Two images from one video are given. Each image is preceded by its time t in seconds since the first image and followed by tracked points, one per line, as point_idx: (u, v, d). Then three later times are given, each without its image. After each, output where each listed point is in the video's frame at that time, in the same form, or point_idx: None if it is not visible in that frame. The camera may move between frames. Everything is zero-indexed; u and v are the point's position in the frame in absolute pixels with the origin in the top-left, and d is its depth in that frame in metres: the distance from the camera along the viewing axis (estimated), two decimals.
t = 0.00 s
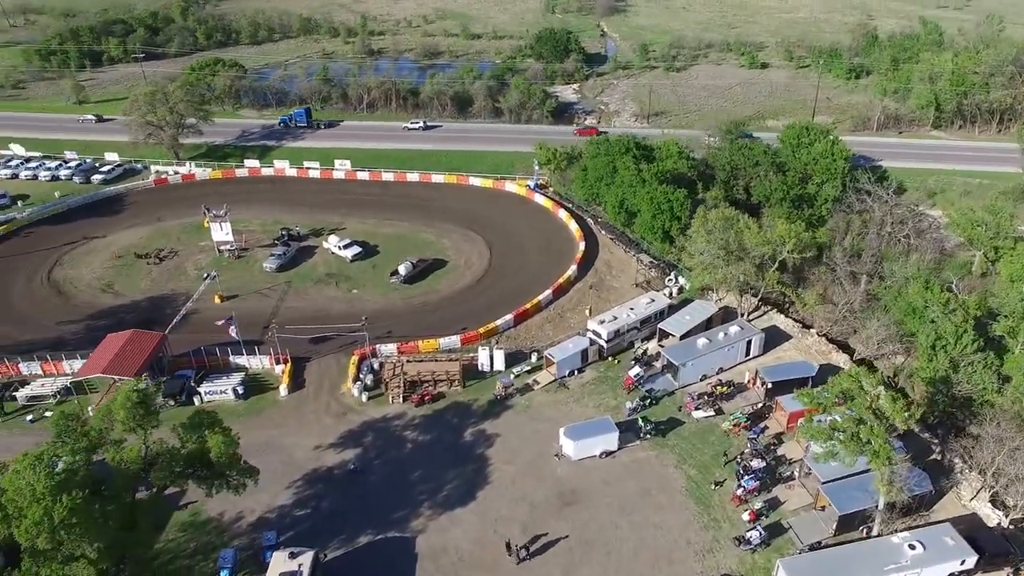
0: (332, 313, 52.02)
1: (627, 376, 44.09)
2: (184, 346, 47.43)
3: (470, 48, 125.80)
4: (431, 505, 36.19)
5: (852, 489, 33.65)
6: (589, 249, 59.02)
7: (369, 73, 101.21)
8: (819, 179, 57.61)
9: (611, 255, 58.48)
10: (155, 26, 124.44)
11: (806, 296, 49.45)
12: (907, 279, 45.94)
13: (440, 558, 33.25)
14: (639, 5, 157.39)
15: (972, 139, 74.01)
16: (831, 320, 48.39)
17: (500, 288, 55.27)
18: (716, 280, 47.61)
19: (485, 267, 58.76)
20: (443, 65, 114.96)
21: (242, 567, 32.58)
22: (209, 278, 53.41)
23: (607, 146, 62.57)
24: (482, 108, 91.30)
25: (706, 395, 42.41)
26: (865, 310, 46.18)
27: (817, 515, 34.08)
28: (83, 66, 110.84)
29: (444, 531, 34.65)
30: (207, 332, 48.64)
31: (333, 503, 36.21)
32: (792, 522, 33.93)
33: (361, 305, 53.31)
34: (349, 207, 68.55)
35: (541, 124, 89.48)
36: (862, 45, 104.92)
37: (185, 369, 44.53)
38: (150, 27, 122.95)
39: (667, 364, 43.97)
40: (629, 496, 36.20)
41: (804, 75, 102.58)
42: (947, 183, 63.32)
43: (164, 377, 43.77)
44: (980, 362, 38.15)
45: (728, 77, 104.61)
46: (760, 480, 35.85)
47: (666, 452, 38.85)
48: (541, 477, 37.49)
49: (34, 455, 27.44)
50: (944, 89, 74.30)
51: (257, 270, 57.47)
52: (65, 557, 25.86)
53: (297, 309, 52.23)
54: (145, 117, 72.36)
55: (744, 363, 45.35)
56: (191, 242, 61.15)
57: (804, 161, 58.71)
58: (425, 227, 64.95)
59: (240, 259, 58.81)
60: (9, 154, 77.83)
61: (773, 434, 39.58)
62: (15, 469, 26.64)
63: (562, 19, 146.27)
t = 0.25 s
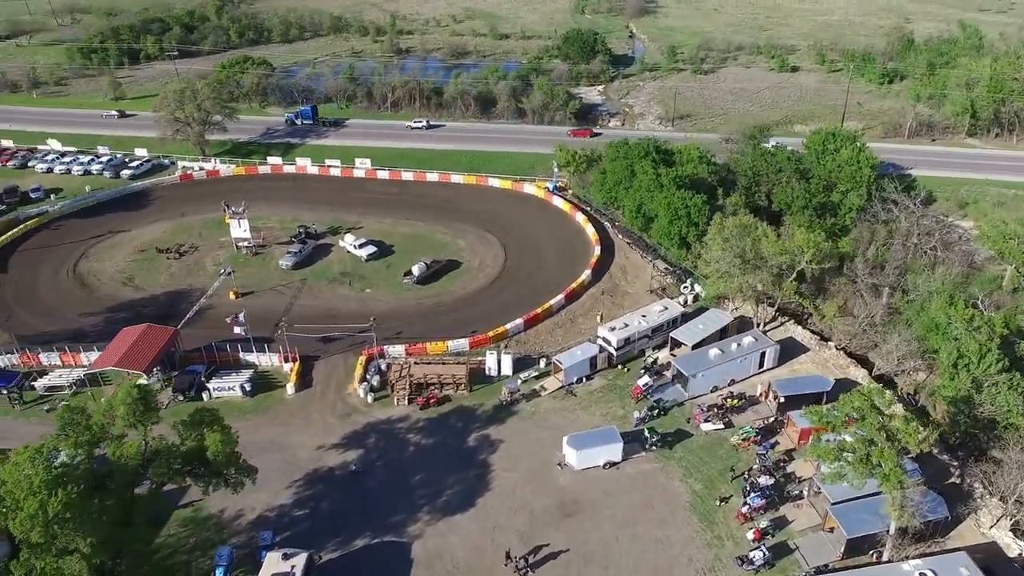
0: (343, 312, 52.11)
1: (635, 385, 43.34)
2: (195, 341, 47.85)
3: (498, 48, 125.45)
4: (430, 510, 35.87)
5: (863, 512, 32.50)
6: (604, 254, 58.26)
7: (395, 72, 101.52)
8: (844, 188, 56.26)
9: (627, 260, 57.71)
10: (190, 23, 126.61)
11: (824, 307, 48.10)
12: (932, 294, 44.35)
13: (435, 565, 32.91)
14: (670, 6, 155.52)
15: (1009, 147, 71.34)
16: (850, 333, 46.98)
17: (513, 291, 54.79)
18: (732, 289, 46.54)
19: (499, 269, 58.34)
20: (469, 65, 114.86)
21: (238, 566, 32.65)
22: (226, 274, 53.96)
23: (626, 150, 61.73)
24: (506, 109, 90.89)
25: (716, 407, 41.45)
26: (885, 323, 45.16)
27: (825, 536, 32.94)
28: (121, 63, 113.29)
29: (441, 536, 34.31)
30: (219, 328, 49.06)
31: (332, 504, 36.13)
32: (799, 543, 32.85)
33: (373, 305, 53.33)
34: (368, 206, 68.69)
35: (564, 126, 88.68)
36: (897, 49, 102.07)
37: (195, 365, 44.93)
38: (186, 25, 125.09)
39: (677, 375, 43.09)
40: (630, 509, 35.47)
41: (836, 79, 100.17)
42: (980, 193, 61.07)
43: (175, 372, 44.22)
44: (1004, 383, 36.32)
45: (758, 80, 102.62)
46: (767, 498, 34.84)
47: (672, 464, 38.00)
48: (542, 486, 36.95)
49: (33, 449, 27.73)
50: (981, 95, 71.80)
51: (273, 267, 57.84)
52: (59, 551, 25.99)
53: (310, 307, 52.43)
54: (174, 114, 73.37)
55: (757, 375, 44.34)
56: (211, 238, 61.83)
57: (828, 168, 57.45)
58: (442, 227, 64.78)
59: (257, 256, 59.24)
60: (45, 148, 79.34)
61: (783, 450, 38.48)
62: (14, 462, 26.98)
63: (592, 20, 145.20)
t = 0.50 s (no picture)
0: (355, 311, 52.17)
1: (644, 395, 42.53)
2: (207, 337, 48.29)
3: (525, 48, 124.83)
4: (429, 515, 35.61)
5: (871, 536, 31.38)
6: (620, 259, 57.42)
7: (420, 71, 101.59)
8: (870, 197, 55.01)
9: (643, 266, 56.82)
10: (223, 21, 128.28)
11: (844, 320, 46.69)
12: (957, 309, 42.69)
13: (431, 571, 32.62)
14: (702, 7, 153.26)
15: None
16: (870, 347, 45.53)
17: (526, 294, 54.30)
18: (747, 299, 45.50)
19: (514, 272, 57.87)
20: (496, 64, 114.48)
21: (236, 564, 32.80)
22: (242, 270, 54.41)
23: (646, 153, 60.73)
24: (529, 110, 90.32)
25: (725, 420, 40.47)
26: (907, 338, 44.13)
27: (832, 559, 31.84)
28: (155, 59, 115.31)
29: (439, 543, 34.04)
30: (232, 324, 49.45)
31: (332, 505, 36.11)
32: (804, 566, 31.78)
33: (385, 305, 53.32)
34: (386, 205, 68.76)
35: (588, 127, 87.83)
36: (935, 53, 99.04)
37: (206, 361, 45.27)
38: (219, 22, 126.80)
39: (687, 385, 42.23)
40: (631, 522, 34.77)
41: (869, 84, 97.57)
42: (1015, 204, 58.85)
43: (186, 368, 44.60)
44: None
45: (788, 84, 100.48)
46: (773, 517, 33.83)
47: (677, 478, 37.18)
48: (543, 495, 36.45)
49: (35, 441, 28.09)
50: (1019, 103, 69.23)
51: (289, 265, 58.19)
52: (56, 544, 26.57)
53: (323, 306, 52.61)
54: (199, 110, 74.42)
55: (770, 388, 43.26)
56: (230, 234, 62.44)
57: (854, 177, 56.31)
58: (459, 228, 64.55)
59: (274, 253, 59.67)
60: (78, 142, 80.36)
61: (793, 467, 37.38)
62: (14, 455, 27.33)
63: (622, 20, 143.68)
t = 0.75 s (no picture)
0: (367, 311, 52.11)
1: (652, 405, 41.72)
2: (219, 333, 48.68)
3: (552, 49, 124.08)
4: (428, 521, 35.28)
5: (879, 563, 30.27)
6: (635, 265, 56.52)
7: (445, 71, 101.53)
8: (896, 207, 53.61)
9: (658, 273, 55.84)
10: (254, 18, 129.83)
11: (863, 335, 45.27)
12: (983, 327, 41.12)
13: None
14: (734, 9, 150.88)
15: None
16: (891, 362, 44.08)
17: (539, 298, 53.71)
18: (763, 310, 44.38)
19: (528, 275, 57.34)
20: (522, 65, 113.99)
21: (233, 564, 32.87)
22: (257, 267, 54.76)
23: (666, 158, 59.72)
24: (553, 111, 89.61)
25: (734, 435, 39.46)
26: (929, 355, 42.25)
27: None
28: (187, 56, 117.10)
29: (436, 550, 33.69)
30: (245, 321, 49.78)
31: (331, 507, 36.03)
32: None
33: (397, 305, 53.20)
34: (404, 205, 68.73)
35: (611, 130, 86.86)
36: (974, 58, 95.91)
37: (216, 357, 45.57)
38: (250, 19, 128.29)
39: (697, 398, 41.31)
40: (632, 536, 34.05)
41: (904, 89, 94.88)
42: None
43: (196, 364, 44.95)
44: None
45: (819, 89, 98.23)
46: (779, 537, 32.79)
47: (681, 492, 36.34)
48: (544, 506, 35.89)
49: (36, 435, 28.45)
50: None
51: (304, 263, 58.44)
52: (51, 537, 26.83)
53: (335, 305, 52.69)
54: (223, 107, 75.46)
55: (783, 403, 42.15)
56: (249, 231, 62.96)
57: (880, 186, 54.99)
58: (475, 230, 64.23)
59: (290, 251, 59.99)
60: (108, 137, 81.59)
61: (803, 486, 36.28)
62: (14, 448, 27.70)
63: (652, 22, 142.10)
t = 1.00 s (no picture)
0: (378, 312, 51.99)
1: (660, 418, 40.87)
2: (230, 330, 49.05)
3: (580, 50, 123.08)
4: (425, 527, 34.95)
5: None
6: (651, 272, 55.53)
7: (469, 71, 101.30)
8: (924, 219, 51.83)
9: (674, 281, 54.80)
10: (285, 17, 131.18)
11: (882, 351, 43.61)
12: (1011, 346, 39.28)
13: None
14: (768, 12, 148.12)
15: None
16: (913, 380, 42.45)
17: (551, 303, 53.01)
18: (778, 323, 43.16)
19: (541, 279, 56.69)
20: (548, 66, 113.28)
21: (229, 563, 32.94)
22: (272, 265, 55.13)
23: (686, 163, 58.55)
24: (576, 114, 88.71)
25: (743, 450, 38.42)
26: (954, 375, 40.52)
27: None
28: (217, 54, 118.77)
29: (431, 558, 33.33)
30: (257, 320, 50.06)
31: (330, 510, 35.91)
32: None
33: (408, 307, 53.00)
34: (422, 206, 68.59)
35: (635, 133, 85.69)
36: (1016, 65, 92.53)
37: (226, 355, 45.88)
38: (280, 17, 129.65)
39: (706, 411, 40.35)
40: (631, 551, 33.30)
41: (940, 95, 91.94)
42: None
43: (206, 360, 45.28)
44: None
45: (851, 94, 95.74)
46: (783, 560, 31.74)
47: (685, 508, 35.47)
48: (543, 517, 35.33)
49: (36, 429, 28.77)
50: None
51: (319, 262, 58.63)
52: (44, 532, 27.10)
53: (347, 305, 52.69)
54: (247, 105, 76.20)
55: (797, 419, 40.97)
56: (267, 229, 63.41)
57: (907, 197, 53.28)
58: (491, 233, 63.80)
59: (306, 250, 60.25)
60: (136, 133, 83.00)
61: (812, 507, 35.15)
62: (14, 441, 28.01)
63: (682, 24, 140.18)
